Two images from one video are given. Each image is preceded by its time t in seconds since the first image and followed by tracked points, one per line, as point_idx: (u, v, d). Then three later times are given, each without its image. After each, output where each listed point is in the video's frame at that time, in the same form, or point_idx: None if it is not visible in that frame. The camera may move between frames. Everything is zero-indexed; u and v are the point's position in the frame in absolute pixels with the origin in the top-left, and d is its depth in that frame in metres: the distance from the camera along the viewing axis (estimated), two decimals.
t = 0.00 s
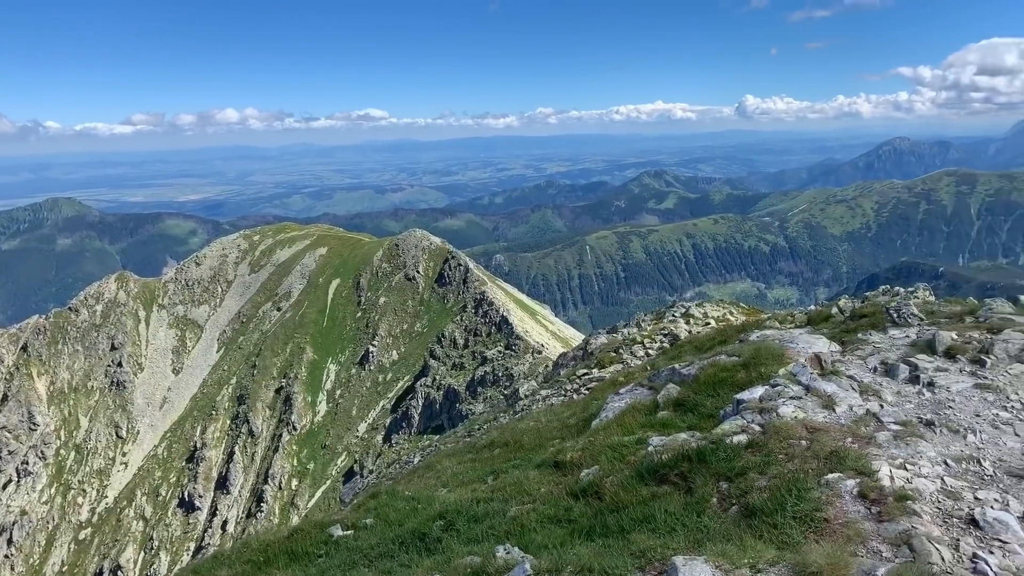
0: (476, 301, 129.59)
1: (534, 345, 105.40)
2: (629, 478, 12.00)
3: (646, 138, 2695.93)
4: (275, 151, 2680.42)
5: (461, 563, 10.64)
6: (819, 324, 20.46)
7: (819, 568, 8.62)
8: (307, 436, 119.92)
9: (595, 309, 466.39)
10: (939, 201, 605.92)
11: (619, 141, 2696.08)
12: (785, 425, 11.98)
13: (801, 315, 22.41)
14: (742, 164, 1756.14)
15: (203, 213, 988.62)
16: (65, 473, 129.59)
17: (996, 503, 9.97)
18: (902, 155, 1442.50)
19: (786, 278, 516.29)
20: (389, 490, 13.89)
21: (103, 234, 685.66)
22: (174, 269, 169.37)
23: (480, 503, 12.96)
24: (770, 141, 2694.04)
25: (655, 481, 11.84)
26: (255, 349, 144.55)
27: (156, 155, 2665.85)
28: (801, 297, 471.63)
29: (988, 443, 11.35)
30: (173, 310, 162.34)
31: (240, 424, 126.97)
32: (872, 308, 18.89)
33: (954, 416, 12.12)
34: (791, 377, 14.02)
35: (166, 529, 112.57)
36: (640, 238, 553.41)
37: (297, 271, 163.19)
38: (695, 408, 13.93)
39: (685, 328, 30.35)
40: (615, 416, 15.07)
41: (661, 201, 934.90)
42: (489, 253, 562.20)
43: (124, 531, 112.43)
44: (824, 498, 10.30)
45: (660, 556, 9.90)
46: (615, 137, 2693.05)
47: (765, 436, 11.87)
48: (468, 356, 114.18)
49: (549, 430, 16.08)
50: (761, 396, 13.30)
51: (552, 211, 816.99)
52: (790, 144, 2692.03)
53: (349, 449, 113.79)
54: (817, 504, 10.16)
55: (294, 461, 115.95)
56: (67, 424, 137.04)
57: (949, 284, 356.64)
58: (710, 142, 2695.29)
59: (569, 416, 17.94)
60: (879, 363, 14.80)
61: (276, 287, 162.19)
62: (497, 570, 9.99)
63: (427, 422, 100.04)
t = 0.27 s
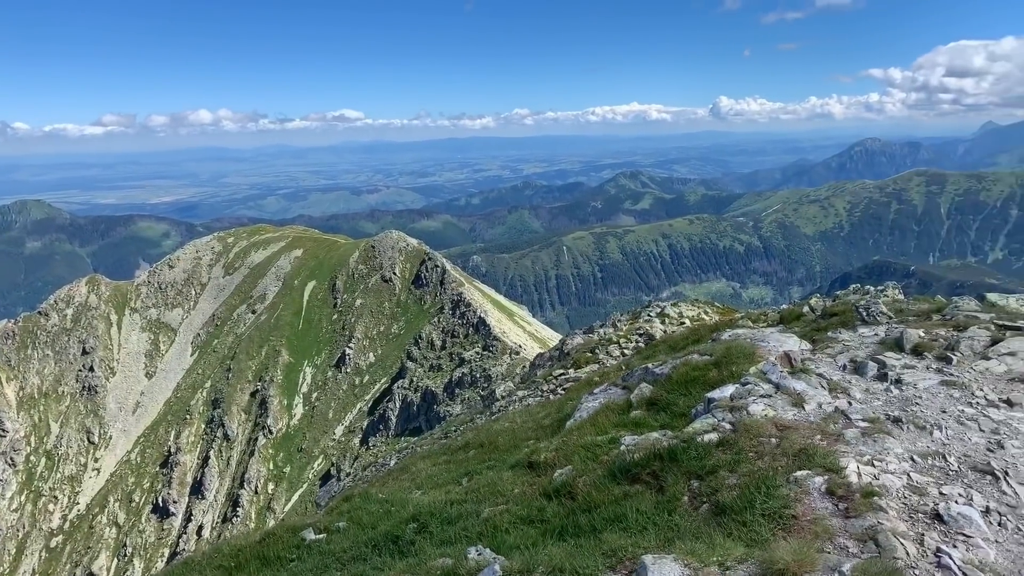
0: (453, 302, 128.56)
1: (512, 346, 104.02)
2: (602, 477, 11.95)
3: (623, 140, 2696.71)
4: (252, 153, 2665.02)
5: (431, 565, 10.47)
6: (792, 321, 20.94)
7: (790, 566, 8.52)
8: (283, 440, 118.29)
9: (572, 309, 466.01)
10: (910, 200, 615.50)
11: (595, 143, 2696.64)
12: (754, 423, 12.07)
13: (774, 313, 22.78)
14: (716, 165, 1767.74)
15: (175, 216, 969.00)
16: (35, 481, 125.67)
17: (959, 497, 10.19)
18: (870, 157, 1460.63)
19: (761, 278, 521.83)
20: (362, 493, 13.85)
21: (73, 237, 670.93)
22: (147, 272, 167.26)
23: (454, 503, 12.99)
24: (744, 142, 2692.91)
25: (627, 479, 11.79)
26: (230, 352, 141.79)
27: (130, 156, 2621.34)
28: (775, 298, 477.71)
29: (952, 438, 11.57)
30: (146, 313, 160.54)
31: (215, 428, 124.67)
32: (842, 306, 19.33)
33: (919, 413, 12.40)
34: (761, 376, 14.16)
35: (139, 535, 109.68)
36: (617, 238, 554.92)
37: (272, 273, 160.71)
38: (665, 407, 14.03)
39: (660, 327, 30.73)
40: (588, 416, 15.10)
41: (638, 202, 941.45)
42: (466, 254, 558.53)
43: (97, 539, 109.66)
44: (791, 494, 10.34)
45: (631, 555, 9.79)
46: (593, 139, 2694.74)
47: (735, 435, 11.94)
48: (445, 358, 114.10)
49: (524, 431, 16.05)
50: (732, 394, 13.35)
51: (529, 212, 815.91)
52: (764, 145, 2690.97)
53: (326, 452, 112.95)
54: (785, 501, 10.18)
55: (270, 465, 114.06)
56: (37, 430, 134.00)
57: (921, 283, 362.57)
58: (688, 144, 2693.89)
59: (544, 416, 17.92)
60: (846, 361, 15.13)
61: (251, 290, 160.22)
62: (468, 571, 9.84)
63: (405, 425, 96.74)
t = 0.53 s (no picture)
0: (434, 303, 128.69)
1: (493, 347, 105.32)
2: (578, 479, 11.92)
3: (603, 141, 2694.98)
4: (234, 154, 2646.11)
5: (408, 567, 10.39)
6: (768, 321, 21.34)
7: (764, 564, 8.48)
8: (262, 443, 116.31)
9: (553, 310, 465.07)
10: (886, 199, 623.53)
11: (576, 144, 2696.38)
12: (729, 422, 12.09)
13: (752, 313, 23.27)
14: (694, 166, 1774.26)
15: (152, 217, 952.36)
16: (9, 487, 123.88)
17: (933, 492, 10.25)
18: (844, 158, 1472.75)
19: (739, 277, 524.16)
20: (341, 496, 13.85)
21: (46, 240, 657.85)
22: (123, 274, 165.55)
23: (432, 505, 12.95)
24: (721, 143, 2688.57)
25: (604, 480, 11.76)
26: (208, 355, 139.25)
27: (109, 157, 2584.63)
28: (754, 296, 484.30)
29: (923, 435, 11.75)
30: (122, 316, 159.02)
31: (193, 432, 122.37)
32: (816, 305, 19.93)
33: (894, 409, 12.55)
34: (737, 375, 14.15)
35: (117, 542, 107.99)
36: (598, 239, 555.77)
37: (250, 276, 159.56)
38: (643, 406, 14.00)
39: (638, 327, 31.00)
40: (568, 415, 15.04)
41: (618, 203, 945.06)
42: (447, 255, 554.81)
43: (73, 545, 107.48)
44: (767, 491, 10.37)
45: (607, 555, 9.68)
46: (573, 139, 2694.14)
47: (710, 434, 11.98)
48: (426, 359, 114.54)
49: (501, 431, 16.04)
50: (707, 393, 13.40)
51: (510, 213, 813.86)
52: (742, 147, 2688.29)
53: (306, 456, 111.74)
54: (758, 499, 10.18)
55: (249, 468, 111.99)
56: (11, 436, 132.13)
57: (897, 283, 367.26)
58: (667, 145, 2695.52)
59: (523, 417, 17.91)
60: (822, 359, 15.31)
61: (229, 292, 158.35)
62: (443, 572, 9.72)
63: (384, 427, 97.89)
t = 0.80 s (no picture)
0: (417, 304, 128.55)
1: (477, 348, 103.31)
2: (560, 479, 11.92)
3: (585, 143, 2693.65)
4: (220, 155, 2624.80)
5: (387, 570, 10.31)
6: (750, 320, 21.54)
7: (740, 562, 8.46)
8: (245, 446, 115.48)
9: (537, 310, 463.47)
10: (866, 199, 630.32)
11: (559, 145, 2696.46)
12: (709, 421, 12.16)
13: (734, 312, 23.51)
14: (676, 167, 1779.48)
15: (132, 219, 939.01)
16: None
17: (909, 489, 10.33)
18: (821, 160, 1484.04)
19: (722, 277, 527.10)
20: (322, 497, 13.89)
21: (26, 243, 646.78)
22: (103, 276, 163.44)
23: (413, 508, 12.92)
24: (704, 144, 2692.68)
25: (585, 481, 11.75)
26: (190, 358, 137.62)
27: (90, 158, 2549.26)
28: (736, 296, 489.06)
29: (900, 433, 11.90)
30: (102, 319, 157.25)
31: (175, 435, 120.22)
32: (797, 305, 20.26)
33: (870, 408, 12.70)
34: (717, 373, 14.24)
35: (97, 547, 105.76)
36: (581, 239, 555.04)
37: (232, 277, 158.78)
38: (625, 406, 14.05)
39: (622, 327, 31.06)
40: (551, 416, 15.01)
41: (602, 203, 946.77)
42: (430, 256, 551.15)
43: (52, 551, 105.63)
44: (745, 489, 10.40)
45: (586, 554, 9.68)
46: (557, 141, 2695.26)
47: (691, 432, 12.02)
48: (411, 360, 111.52)
49: (484, 433, 16.03)
50: (688, 392, 13.44)
51: (493, 213, 811.71)
52: (723, 148, 2688.58)
53: (289, 459, 110.99)
54: (737, 498, 10.20)
55: (232, 472, 111.14)
56: None
57: (877, 282, 371.75)
58: (650, 146, 2694.21)
59: (506, 419, 18.00)
60: (801, 359, 15.48)
61: (210, 294, 157.31)
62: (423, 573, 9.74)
63: (368, 430, 95.87)
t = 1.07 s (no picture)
0: (401, 306, 128.88)
1: (462, 349, 104.50)
2: (542, 481, 11.85)
3: (569, 144, 2692.57)
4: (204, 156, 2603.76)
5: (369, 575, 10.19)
6: (732, 321, 21.65)
7: (719, 564, 8.41)
8: (228, 449, 114.53)
9: (522, 311, 461.95)
10: (847, 199, 635.85)
11: (543, 146, 2696.71)
12: (691, 421, 12.19)
13: (717, 313, 23.66)
14: (658, 168, 1782.60)
15: (112, 221, 924.78)
16: None
17: (889, 489, 10.36)
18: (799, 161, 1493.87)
19: (705, 277, 523.73)
20: (303, 501, 13.81)
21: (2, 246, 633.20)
22: (83, 278, 161.28)
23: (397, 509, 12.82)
24: (687, 145, 2695.65)
25: (567, 483, 11.74)
26: (173, 361, 135.94)
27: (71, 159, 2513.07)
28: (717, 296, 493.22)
29: (881, 434, 11.92)
30: (82, 322, 155.04)
31: (156, 439, 118.29)
32: (780, 305, 20.31)
33: (853, 408, 12.71)
34: (700, 373, 14.18)
35: (78, 552, 102.98)
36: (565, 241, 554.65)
37: (215, 279, 157.78)
38: (607, 407, 14.03)
39: (607, 328, 31.11)
40: (533, 417, 15.07)
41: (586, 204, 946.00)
42: (414, 257, 546.85)
43: (32, 556, 102.31)
44: (727, 491, 10.35)
45: (568, 557, 9.62)
46: (541, 142, 2695.57)
47: (672, 433, 12.03)
48: (395, 362, 115.01)
49: (468, 435, 16.04)
50: (669, 394, 13.45)
51: (478, 214, 808.12)
52: (705, 149, 2688.30)
53: (273, 461, 112.13)
54: (719, 498, 10.16)
55: (215, 475, 110.32)
56: None
57: (858, 282, 376.10)
58: (634, 148, 2692.51)
59: (490, 420, 17.89)
60: (783, 359, 15.53)
61: (193, 296, 156.32)
62: None
63: (353, 431, 100.95)
